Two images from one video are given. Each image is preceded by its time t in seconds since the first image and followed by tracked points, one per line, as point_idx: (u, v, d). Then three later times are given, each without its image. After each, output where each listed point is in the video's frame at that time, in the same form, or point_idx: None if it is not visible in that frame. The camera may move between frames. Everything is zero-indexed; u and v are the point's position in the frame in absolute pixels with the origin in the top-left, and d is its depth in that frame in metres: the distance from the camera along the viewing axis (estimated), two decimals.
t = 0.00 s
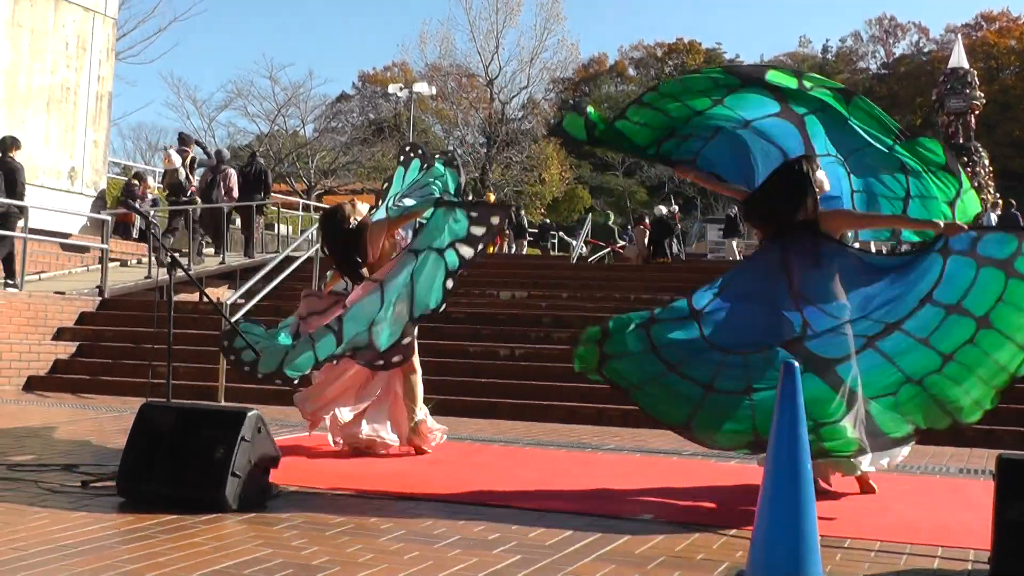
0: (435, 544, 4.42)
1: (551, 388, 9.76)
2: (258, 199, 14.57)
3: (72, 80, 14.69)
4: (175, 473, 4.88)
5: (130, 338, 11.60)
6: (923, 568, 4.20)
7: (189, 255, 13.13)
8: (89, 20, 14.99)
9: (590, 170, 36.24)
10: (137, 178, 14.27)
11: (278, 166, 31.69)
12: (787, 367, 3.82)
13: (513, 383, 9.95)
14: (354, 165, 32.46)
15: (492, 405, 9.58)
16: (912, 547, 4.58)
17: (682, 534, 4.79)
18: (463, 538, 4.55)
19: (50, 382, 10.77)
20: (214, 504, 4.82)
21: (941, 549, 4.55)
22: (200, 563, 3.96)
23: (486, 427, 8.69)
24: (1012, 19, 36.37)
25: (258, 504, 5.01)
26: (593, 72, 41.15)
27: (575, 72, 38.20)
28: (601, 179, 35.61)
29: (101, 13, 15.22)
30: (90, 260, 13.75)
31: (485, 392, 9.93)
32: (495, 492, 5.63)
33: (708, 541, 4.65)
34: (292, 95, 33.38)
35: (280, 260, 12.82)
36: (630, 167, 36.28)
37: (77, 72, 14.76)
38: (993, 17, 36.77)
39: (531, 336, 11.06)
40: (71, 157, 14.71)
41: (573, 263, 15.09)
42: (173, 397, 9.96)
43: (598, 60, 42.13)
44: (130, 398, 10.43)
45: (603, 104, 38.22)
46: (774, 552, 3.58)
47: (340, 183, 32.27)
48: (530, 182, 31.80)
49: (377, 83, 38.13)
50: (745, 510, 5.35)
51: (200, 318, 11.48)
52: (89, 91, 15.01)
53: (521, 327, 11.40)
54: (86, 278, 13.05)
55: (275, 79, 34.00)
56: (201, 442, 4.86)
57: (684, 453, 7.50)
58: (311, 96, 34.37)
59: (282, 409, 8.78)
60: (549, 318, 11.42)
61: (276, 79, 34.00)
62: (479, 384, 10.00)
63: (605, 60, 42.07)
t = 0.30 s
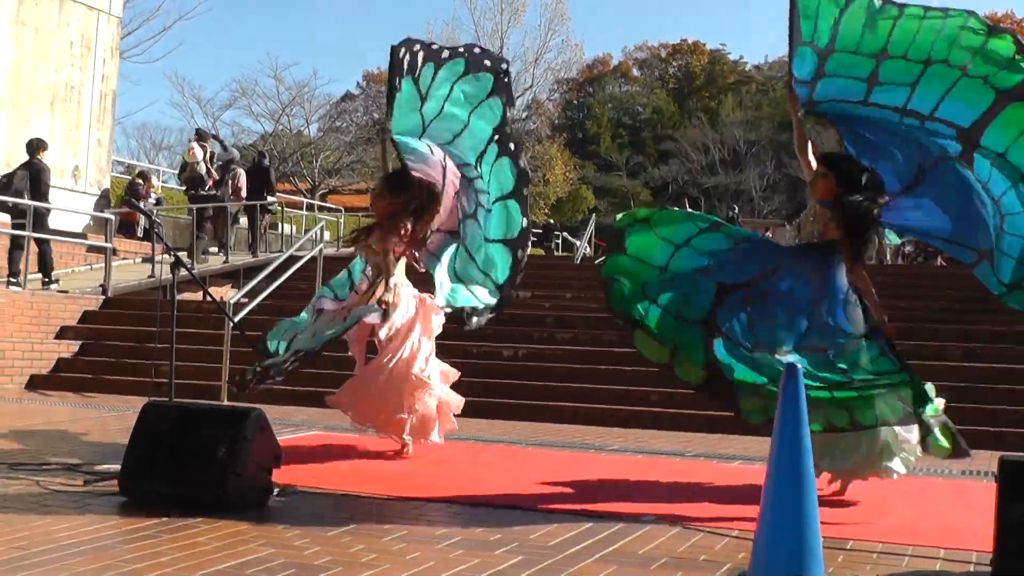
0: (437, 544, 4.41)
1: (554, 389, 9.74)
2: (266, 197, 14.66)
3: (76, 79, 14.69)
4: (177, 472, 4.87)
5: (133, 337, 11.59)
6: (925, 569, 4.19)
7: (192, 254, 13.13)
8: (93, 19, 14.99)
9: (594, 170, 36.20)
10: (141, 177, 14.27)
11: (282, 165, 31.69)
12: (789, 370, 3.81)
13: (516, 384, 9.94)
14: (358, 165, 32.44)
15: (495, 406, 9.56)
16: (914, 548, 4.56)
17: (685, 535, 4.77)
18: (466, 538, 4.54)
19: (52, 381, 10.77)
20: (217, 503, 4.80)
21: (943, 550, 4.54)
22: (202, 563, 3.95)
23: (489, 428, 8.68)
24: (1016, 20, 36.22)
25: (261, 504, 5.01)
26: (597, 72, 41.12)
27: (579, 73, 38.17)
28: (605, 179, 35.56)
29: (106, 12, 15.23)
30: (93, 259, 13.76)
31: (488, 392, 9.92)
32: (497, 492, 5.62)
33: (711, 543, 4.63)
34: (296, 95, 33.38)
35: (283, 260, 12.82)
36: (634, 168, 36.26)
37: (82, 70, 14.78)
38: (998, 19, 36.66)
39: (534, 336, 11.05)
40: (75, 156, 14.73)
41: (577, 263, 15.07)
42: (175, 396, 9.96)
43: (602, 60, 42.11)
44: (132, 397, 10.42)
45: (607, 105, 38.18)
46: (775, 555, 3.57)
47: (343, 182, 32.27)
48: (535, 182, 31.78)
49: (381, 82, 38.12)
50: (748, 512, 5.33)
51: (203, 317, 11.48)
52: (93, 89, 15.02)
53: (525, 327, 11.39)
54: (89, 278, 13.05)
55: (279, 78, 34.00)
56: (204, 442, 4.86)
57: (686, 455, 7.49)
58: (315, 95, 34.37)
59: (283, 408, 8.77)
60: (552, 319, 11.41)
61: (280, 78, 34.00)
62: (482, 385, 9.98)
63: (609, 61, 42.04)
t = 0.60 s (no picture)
0: (435, 545, 4.37)
1: (552, 390, 9.70)
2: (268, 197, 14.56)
3: (74, 78, 14.66)
4: (173, 473, 4.83)
5: (130, 337, 11.55)
6: (920, 570, 4.15)
7: (190, 254, 13.08)
8: (91, 18, 14.94)
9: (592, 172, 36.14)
10: (139, 177, 14.23)
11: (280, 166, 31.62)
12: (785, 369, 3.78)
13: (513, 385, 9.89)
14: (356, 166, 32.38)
15: (493, 407, 9.51)
16: (908, 549, 4.53)
17: (685, 537, 4.73)
18: (463, 539, 4.50)
19: (48, 381, 10.72)
20: (212, 504, 4.76)
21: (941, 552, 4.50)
22: (198, 563, 3.91)
23: (486, 429, 8.63)
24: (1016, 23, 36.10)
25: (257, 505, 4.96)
26: (596, 74, 41.07)
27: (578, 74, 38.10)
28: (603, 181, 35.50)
29: (104, 12, 15.19)
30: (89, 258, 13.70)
31: (486, 393, 9.87)
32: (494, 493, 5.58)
33: (712, 545, 4.59)
34: (295, 96, 33.33)
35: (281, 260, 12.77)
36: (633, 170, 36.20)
37: (79, 70, 14.73)
38: (998, 22, 36.54)
39: (532, 337, 11.00)
40: (72, 156, 14.68)
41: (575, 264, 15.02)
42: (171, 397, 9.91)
43: (601, 62, 42.06)
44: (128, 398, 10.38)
45: (606, 107, 38.12)
46: (771, 556, 3.51)
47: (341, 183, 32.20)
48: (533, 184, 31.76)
49: (380, 83, 38.07)
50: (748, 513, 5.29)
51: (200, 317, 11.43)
52: (91, 88, 14.97)
53: (523, 328, 11.34)
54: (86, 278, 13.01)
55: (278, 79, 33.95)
56: (200, 443, 4.82)
57: (685, 456, 7.44)
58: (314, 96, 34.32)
59: (280, 409, 8.71)
60: (550, 320, 11.37)
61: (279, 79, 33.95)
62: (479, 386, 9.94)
63: (608, 63, 42.00)
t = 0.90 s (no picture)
0: (410, 545, 4.44)
1: (530, 390, 9.79)
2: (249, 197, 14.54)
3: (51, 77, 14.60)
4: (149, 471, 4.87)
5: (107, 337, 11.54)
6: (894, 570, 4.26)
7: (168, 254, 13.08)
8: (67, 17, 14.88)
9: (571, 172, 36.27)
10: (116, 176, 14.20)
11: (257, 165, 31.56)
12: (762, 370, 3.89)
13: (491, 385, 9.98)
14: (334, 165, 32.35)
15: (470, 407, 9.59)
16: (885, 550, 4.64)
17: (656, 535, 4.83)
18: (439, 539, 4.57)
19: (25, 381, 10.72)
20: (188, 503, 4.81)
21: (916, 551, 4.62)
22: (175, 563, 3.96)
23: (463, 429, 8.70)
24: (990, 25, 36.43)
25: (234, 504, 5.02)
26: (574, 74, 41.18)
27: (557, 74, 38.21)
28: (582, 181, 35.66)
29: (81, 11, 15.14)
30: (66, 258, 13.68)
31: (463, 394, 9.94)
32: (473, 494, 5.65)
33: (683, 543, 4.68)
34: (272, 95, 33.27)
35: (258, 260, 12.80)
36: (611, 169, 36.38)
37: (56, 69, 14.68)
38: (973, 23, 36.80)
39: (510, 337, 11.08)
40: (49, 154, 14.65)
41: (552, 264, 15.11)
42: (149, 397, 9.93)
43: (579, 62, 42.19)
44: (106, 398, 10.38)
45: (584, 107, 38.24)
46: (747, 554, 3.59)
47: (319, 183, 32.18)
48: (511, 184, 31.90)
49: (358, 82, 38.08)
50: (720, 512, 5.39)
51: (178, 317, 11.44)
52: (67, 88, 14.93)
53: (501, 328, 11.43)
54: (61, 279, 12.97)
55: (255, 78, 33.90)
56: (176, 442, 4.86)
57: (660, 456, 7.54)
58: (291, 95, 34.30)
59: (258, 408, 8.76)
60: (528, 320, 11.45)
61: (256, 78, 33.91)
62: (457, 386, 10.02)
63: (586, 62, 42.13)
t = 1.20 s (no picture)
0: (401, 546, 4.46)
1: (520, 390, 9.82)
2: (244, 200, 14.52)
3: (41, 77, 14.58)
4: (140, 472, 4.88)
5: (97, 337, 11.53)
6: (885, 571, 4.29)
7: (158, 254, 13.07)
8: (57, 17, 14.84)
9: (561, 173, 36.34)
10: (106, 176, 14.18)
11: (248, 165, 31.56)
12: (752, 372, 3.90)
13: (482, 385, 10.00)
14: (324, 165, 32.35)
15: (461, 408, 9.61)
16: (877, 550, 4.67)
17: (647, 535, 4.86)
18: (431, 540, 4.59)
19: (15, 381, 10.70)
20: (179, 503, 4.82)
21: (907, 552, 4.66)
22: (166, 563, 3.97)
23: (454, 429, 8.72)
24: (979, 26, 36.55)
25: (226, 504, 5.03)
26: (565, 75, 41.25)
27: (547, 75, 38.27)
28: (573, 181, 35.74)
29: (71, 11, 15.11)
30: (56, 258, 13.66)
31: (454, 394, 9.97)
32: (465, 495, 5.67)
33: (673, 543, 4.71)
34: (263, 95, 33.25)
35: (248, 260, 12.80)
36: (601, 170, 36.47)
37: (46, 70, 14.64)
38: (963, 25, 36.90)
39: (501, 338, 11.11)
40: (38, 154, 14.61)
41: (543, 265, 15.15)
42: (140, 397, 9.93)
43: (569, 62, 42.26)
44: (97, 398, 10.37)
45: (575, 107, 38.29)
46: (738, 557, 3.61)
47: (310, 183, 32.18)
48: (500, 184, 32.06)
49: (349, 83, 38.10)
50: (711, 513, 5.42)
51: (168, 318, 11.43)
52: (57, 89, 14.89)
53: (492, 329, 11.46)
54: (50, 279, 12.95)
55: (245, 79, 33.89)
56: (167, 443, 4.88)
57: (651, 456, 7.58)
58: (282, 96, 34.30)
59: (249, 409, 8.77)
60: (519, 321, 11.48)
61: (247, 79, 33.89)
62: (448, 386, 10.04)
63: (577, 63, 42.20)
